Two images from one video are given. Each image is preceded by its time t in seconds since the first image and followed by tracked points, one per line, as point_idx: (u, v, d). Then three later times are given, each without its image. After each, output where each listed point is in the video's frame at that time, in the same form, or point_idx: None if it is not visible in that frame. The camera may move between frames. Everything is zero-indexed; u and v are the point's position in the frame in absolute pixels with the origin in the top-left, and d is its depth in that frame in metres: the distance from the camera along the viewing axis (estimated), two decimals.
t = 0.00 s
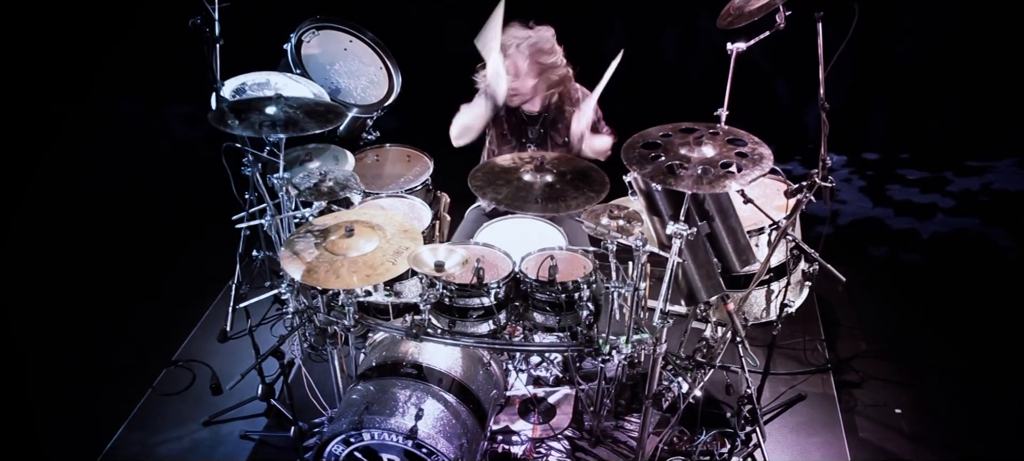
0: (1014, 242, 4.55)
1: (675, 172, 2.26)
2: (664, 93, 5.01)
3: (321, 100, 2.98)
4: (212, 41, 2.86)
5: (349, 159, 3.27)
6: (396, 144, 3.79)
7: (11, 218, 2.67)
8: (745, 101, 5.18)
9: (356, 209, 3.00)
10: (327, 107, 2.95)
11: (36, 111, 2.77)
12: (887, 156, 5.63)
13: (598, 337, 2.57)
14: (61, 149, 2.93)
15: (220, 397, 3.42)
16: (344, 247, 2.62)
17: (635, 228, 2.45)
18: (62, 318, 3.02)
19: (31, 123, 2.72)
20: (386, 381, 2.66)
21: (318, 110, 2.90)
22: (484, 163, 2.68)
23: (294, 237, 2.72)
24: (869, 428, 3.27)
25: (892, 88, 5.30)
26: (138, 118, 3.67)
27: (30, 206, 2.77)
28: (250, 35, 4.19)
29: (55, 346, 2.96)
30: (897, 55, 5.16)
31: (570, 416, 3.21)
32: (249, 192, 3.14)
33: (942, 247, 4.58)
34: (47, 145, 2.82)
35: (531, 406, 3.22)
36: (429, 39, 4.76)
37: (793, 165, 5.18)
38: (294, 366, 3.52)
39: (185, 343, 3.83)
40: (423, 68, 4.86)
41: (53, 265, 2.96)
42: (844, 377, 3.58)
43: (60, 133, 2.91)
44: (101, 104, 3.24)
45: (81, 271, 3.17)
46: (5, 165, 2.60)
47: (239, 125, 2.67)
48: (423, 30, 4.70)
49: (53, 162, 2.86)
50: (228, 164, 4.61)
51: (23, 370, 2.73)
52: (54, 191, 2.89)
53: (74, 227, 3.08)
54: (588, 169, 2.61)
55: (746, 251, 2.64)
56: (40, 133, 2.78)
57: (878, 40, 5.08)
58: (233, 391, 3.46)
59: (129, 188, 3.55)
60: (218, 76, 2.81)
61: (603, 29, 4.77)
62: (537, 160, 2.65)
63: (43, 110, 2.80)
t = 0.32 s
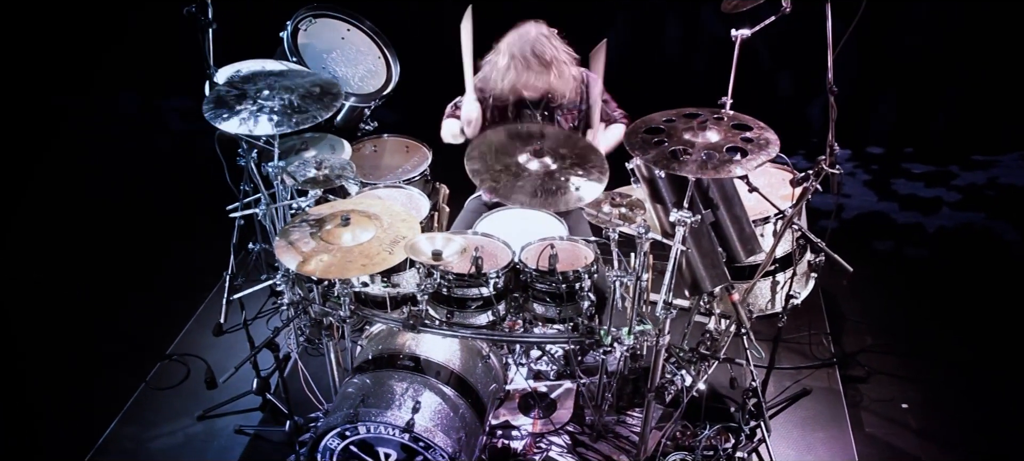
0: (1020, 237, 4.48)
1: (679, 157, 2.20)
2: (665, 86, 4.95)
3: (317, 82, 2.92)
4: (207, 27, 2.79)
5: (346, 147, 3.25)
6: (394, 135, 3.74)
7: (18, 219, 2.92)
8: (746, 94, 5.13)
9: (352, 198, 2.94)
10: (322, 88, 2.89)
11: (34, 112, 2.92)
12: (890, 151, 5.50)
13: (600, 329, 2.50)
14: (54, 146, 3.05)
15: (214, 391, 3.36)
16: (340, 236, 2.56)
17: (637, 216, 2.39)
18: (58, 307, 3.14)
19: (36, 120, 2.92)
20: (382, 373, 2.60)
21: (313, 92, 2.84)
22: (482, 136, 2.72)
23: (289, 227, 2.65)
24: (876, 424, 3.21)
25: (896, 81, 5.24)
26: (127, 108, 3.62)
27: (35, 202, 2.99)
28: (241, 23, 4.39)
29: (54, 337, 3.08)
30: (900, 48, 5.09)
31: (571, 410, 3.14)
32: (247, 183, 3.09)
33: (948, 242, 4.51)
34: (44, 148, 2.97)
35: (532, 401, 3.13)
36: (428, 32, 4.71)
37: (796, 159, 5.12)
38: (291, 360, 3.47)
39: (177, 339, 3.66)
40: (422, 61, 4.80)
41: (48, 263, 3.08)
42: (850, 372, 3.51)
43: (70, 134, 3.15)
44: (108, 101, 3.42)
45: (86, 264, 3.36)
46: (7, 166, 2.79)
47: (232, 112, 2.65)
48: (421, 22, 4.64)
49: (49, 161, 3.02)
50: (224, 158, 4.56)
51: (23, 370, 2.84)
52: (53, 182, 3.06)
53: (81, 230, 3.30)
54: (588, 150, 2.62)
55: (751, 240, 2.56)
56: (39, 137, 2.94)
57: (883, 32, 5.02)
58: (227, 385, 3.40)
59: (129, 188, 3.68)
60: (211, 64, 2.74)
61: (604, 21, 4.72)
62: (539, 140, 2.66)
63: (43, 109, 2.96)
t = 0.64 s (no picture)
0: None
1: (681, 146, 2.17)
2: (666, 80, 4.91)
3: (314, 76, 2.88)
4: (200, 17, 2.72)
5: (343, 139, 3.20)
6: (391, 128, 3.70)
7: (11, 214, 2.96)
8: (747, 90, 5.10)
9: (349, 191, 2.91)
10: (318, 80, 2.85)
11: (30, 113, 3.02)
12: (895, 146, 5.49)
13: (600, 322, 2.46)
14: (69, 145, 3.22)
15: (211, 387, 3.32)
16: (336, 228, 2.52)
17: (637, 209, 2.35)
18: (47, 299, 3.11)
19: (30, 120, 3.01)
20: (380, 368, 2.56)
21: (309, 83, 2.81)
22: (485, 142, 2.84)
23: (285, 219, 2.62)
24: (879, 420, 3.17)
25: (898, 77, 5.21)
26: (124, 106, 3.59)
27: (33, 199, 3.06)
28: (240, 22, 4.42)
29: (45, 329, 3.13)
30: (905, 43, 5.05)
31: (571, 406, 3.13)
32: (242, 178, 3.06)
33: (952, 237, 4.45)
34: (49, 151, 3.11)
35: (531, 397, 3.13)
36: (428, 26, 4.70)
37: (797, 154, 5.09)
38: (288, 355, 3.44)
39: (175, 333, 3.72)
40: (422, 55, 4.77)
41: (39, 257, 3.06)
42: (853, 367, 3.47)
43: (52, 134, 3.13)
44: (95, 99, 3.38)
45: (82, 259, 3.34)
46: (6, 165, 2.90)
47: (226, 101, 2.61)
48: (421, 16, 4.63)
49: (62, 156, 3.18)
50: (222, 153, 4.53)
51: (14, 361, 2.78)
52: (72, 172, 3.24)
53: (91, 223, 3.39)
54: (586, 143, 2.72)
55: (753, 232, 2.53)
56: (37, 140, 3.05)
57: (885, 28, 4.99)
58: (223, 380, 3.37)
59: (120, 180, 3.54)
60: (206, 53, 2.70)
61: (603, 17, 4.69)
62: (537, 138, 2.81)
63: (36, 111, 3.03)
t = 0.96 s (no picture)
0: None
1: (681, 142, 2.16)
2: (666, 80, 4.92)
3: (312, 73, 2.86)
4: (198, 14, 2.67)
5: (342, 136, 3.19)
6: (390, 126, 3.70)
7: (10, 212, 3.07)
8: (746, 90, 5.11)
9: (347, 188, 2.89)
10: (317, 77, 2.84)
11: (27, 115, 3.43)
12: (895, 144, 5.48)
13: (599, 320, 2.45)
14: (69, 140, 3.65)
15: (210, 386, 3.30)
16: (335, 226, 2.50)
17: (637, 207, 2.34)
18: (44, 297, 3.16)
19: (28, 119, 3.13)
20: (379, 366, 2.55)
21: (308, 80, 2.80)
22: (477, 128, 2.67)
23: (283, 217, 2.60)
24: (879, 418, 3.16)
25: (898, 76, 5.21)
26: (123, 106, 3.96)
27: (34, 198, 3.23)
28: (240, 22, 4.43)
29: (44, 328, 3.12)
30: (905, 42, 5.04)
31: (571, 405, 3.11)
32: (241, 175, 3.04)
33: (952, 236, 4.44)
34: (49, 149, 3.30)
35: (531, 395, 3.09)
36: (429, 25, 4.70)
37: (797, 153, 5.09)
38: (287, 354, 3.43)
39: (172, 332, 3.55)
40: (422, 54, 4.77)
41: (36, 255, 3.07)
42: (853, 366, 3.46)
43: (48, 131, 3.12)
44: (94, 95, 3.73)
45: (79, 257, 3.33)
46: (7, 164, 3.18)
47: (223, 97, 2.61)
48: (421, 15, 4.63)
49: (61, 157, 3.60)
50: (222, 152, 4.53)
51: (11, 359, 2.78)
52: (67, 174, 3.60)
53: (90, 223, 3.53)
54: (586, 135, 2.60)
55: (754, 229, 2.52)
56: (39, 140, 3.49)
57: (885, 27, 5.00)
58: (222, 378, 3.35)
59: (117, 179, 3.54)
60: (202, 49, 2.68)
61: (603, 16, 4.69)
62: (535, 128, 2.63)
63: (36, 112, 3.44)
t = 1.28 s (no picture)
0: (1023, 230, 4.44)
1: (677, 145, 2.17)
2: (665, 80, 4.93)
3: (312, 76, 2.88)
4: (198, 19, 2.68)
5: (341, 139, 3.21)
6: (389, 128, 3.72)
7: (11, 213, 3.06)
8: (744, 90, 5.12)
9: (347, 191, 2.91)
10: (316, 80, 2.86)
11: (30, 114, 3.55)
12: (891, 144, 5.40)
13: (597, 321, 2.47)
14: (69, 140, 3.47)
15: (209, 388, 3.33)
16: (334, 228, 2.52)
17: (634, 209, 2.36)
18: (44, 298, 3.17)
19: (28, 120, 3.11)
20: (378, 367, 2.56)
21: (307, 84, 2.81)
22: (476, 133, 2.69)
23: (282, 219, 2.62)
24: (876, 418, 3.17)
25: (898, 76, 5.24)
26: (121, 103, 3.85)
27: (33, 199, 3.27)
28: (241, 22, 4.45)
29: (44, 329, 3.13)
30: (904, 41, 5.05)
31: (569, 406, 3.12)
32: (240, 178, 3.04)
33: (949, 236, 4.46)
34: (48, 151, 3.35)
35: (528, 396, 3.11)
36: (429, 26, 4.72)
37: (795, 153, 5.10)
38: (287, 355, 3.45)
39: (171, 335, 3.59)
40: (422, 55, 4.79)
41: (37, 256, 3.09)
42: (850, 366, 3.48)
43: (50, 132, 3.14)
44: (94, 94, 3.60)
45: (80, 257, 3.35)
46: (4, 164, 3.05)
47: (223, 102, 2.62)
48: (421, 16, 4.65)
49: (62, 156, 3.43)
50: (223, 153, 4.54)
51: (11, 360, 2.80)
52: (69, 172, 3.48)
53: (89, 224, 3.55)
54: (583, 140, 2.63)
55: (750, 231, 2.53)
56: (37, 139, 3.30)
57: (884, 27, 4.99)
58: (222, 380, 3.37)
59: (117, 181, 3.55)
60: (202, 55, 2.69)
61: (603, 17, 4.71)
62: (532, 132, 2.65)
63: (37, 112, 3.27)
